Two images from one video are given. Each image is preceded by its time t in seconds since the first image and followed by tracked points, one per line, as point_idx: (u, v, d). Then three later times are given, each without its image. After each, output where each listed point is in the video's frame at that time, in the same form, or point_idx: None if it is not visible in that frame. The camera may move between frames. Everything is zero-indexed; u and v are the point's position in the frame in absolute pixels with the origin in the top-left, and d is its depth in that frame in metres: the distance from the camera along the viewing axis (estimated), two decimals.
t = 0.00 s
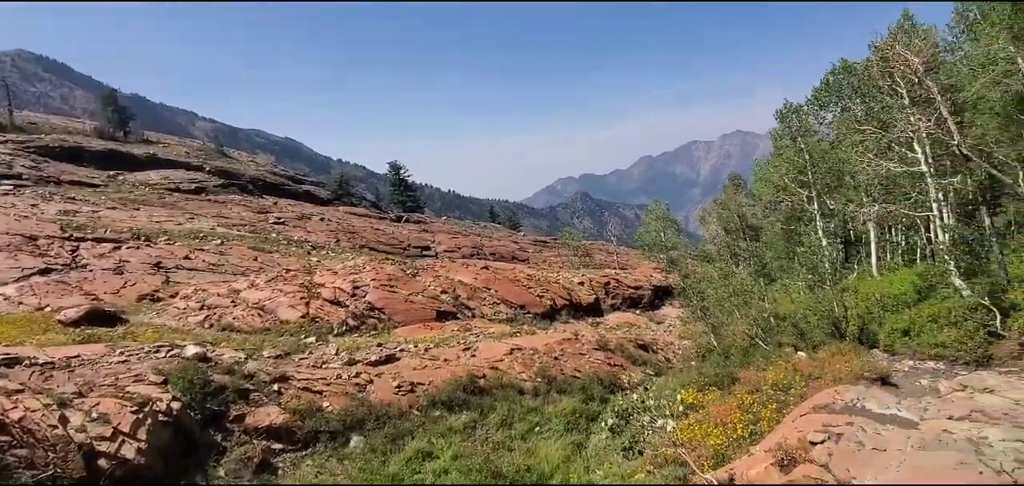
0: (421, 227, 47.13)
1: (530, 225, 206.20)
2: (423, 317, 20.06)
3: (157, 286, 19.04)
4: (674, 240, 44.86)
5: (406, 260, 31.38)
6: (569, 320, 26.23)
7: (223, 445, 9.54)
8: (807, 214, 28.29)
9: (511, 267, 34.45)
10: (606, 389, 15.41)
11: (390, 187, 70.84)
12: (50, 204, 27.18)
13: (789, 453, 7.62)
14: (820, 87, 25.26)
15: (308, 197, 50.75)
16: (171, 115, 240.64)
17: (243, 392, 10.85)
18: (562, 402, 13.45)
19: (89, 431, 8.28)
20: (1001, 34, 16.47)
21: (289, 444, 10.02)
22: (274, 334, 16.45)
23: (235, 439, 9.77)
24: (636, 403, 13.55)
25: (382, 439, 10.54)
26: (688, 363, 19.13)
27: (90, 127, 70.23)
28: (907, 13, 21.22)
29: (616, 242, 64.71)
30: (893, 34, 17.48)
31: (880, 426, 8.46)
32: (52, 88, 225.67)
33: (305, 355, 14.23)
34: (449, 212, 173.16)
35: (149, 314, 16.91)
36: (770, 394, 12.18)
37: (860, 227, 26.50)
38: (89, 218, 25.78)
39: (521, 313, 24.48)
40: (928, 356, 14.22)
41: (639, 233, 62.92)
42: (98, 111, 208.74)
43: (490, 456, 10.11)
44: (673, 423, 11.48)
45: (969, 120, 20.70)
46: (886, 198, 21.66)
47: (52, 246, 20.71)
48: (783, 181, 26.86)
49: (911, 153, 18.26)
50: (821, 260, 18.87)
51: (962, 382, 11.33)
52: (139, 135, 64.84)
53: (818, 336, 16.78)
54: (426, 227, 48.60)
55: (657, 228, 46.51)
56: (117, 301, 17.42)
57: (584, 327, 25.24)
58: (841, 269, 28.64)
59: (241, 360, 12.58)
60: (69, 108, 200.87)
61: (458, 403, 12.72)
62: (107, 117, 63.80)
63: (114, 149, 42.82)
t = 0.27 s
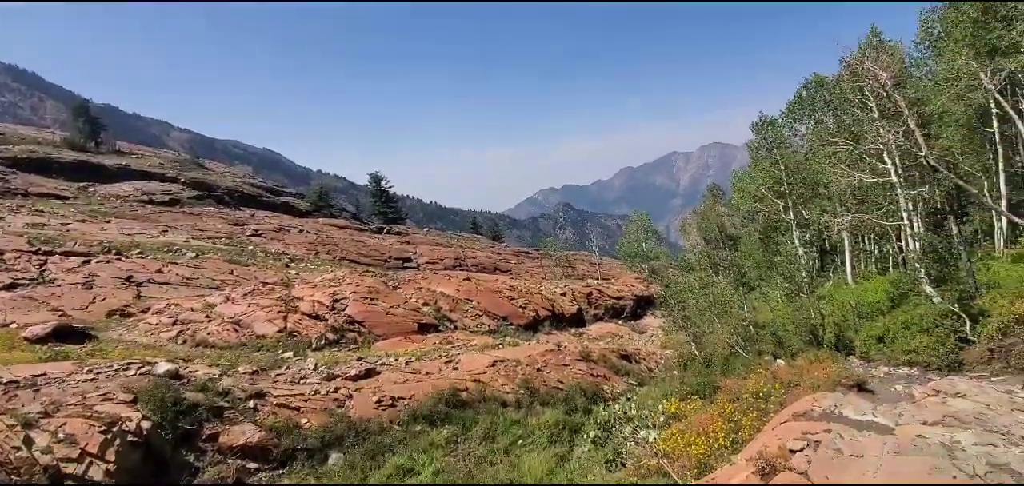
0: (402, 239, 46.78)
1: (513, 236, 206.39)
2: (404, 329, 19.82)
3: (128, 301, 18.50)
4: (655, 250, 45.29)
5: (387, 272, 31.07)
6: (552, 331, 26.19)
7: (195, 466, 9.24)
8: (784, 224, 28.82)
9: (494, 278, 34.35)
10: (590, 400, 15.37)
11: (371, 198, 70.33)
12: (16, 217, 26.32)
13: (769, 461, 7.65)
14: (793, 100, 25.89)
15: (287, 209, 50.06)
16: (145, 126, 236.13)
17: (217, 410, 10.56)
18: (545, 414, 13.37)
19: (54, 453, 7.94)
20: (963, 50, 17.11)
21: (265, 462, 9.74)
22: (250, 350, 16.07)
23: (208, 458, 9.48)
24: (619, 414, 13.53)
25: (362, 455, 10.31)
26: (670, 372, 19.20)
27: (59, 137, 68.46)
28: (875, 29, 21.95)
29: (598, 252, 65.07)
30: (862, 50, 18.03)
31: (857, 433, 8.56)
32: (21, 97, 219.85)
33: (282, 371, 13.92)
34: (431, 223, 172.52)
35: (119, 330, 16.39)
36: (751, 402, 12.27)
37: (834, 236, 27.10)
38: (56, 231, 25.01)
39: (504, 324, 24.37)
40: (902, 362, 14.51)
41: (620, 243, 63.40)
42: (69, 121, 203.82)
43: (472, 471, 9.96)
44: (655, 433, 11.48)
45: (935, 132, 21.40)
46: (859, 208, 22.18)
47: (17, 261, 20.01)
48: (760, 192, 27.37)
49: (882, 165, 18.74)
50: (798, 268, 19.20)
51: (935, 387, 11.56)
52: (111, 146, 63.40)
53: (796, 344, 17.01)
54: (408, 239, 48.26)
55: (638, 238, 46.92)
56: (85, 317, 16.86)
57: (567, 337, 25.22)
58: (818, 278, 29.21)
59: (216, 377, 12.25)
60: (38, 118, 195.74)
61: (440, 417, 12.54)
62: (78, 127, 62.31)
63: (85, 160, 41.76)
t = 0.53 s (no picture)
0: (385, 249, 46.43)
1: (497, 245, 206.32)
2: (387, 341, 19.59)
3: (100, 314, 18.00)
4: (638, 259, 45.62)
5: (369, 282, 30.75)
6: (536, 341, 26.13)
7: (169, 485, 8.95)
8: (764, 232, 29.25)
9: (478, 287, 34.23)
10: (574, 409, 15.32)
11: (353, 208, 69.77)
12: None
13: (751, 468, 7.66)
14: (771, 111, 26.43)
15: (267, 219, 49.38)
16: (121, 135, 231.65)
17: (192, 426, 10.28)
18: (529, 425, 13.27)
19: (21, 473, 7.61)
20: (931, 63, 17.66)
21: (243, 479, 9.48)
22: (228, 364, 15.72)
23: (182, 477, 9.19)
24: (603, 424, 13.49)
25: (343, 470, 10.10)
26: (654, 381, 19.25)
27: (30, 146, 66.77)
28: (848, 43, 22.55)
29: (582, 261, 65.34)
30: (835, 63, 18.51)
31: (837, 438, 8.63)
32: None
33: (260, 385, 13.63)
34: (415, 233, 171.70)
35: (90, 345, 15.91)
36: (734, 409, 12.34)
37: (812, 243, 27.59)
38: (25, 243, 24.28)
39: (488, 334, 24.24)
40: (879, 367, 14.74)
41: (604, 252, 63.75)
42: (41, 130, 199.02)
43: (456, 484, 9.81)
44: (639, 443, 11.47)
45: (906, 143, 22.00)
46: (836, 216, 22.63)
47: None
48: (741, 200, 27.78)
49: (857, 174, 19.15)
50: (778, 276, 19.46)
51: (911, 391, 11.77)
52: (85, 156, 61.98)
53: (777, 351, 17.20)
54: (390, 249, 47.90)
55: (621, 247, 47.23)
56: (55, 331, 16.34)
57: (551, 346, 25.19)
58: (797, 285, 29.68)
59: (191, 392, 11.94)
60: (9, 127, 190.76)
61: (423, 430, 12.36)
62: (50, 136, 60.88)
63: (57, 170, 40.74)
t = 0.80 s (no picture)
0: (367, 255, 46.00)
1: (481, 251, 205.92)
2: (368, 349, 19.36)
3: (71, 324, 17.47)
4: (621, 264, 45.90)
5: (351, 290, 30.39)
6: (520, 347, 26.07)
7: None
8: (744, 237, 29.64)
9: (461, 294, 34.06)
10: (558, 415, 15.28)
11: (335, 214, 69.05)
12: None
13: (733, 471, 7.70)
14: (749, 118, 26.92)
15: (245, 226, 48.59)
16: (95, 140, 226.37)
17: (167, 439, 10.00)
18: (513, 432, 13.19)
19: None
20: (902, 73, 18.18)
21: None
22: (204, 374, 15.36)
23: None
24: (587, 430, 13.47)
25: (324, 480, 9.91)
26: (637, 385, 19.30)
27: None
28: (822, 52, 23.09)
29: (565, 267, 65.52)
30: (810, 71, 18.93)
31: (816, 440, 8.72)
32: None
33: (237, 395, 13.34)
34: (398, 239, 170.53)
35: (61, 356, 15.42)
36: (716, 412, 12.43)
37: (790, 247, 28.07)
38: None
39: (472, 341, 24.11)
40: (856, 369, 14.99)
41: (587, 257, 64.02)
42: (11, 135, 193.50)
43: None
44: (622, 448, 11.48)
45: (880, 149, 22.55)
46: (813, 221, 23.05)
47: None
48: (721, 206, 28.14)
49: (832, 180, 19.56)
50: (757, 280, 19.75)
51: (887, 392, 12.00)
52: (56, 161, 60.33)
53: (757, 354, 17.40)
54: (372, 255, 47.47)
55: (604, 252, 47.46)
56: (23, 342, 15.80)
57: (535, 352, 25.15)
58: (776, 288, 30.14)
59: (166, 404, 11.63)
60: None
61: (406, 438, 12.20)
62: (19, 141, 59.25)
63: (26, 176, 39.62)
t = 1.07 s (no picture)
0: (344, 259, 45.40)
1: (462, 254, 205.40)
2: (346, 354, 19.08)
3: (34, 331, 16.83)
4: (601, 266, 46.19)
5: (328, 294, 29.95)
6: (501, 350, 26.01)
7: None
8: (721, 239, 30.08)
9: (441, 297, 33.84)
10: (539, 418, 15.26)
11: (311, 217, 68.05)
12: None
13: (710, 471, 7.75)
14: (726, 122, 27.40)
15: (219, 230, 47.57)
16: (61, 142, 219.21)
17: (136, 449, 9.71)
18: (493, 435, 13.13)
19: None
20: (871, 79, 18.68)
21: None
22: (175, 381, 14.95)
23: None
24: (567, 433, 13.46)
25: None
26: (617, 387, 19.41)
27: None
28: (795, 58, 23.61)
29: (546, 269, 65.68)
30: (783, 77, 19.33)
31: (791, 438, 8.83)
32: None
33: (209, 404, 13.00)
34: (377, 242, 168.85)
35: (22, 365, 14.83)
36: (694, 412, 12.56)
37: (765, 249, 28.60)
38: None
39: (452, 344, 23.96)
40: (829, 368, 15.33)
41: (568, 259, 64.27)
42: None
43: None
44: (601, 450, 11.49)
45: (850, 153, 23.14)
46: (787, 224, 23.52)
47: None
48: (699, 208, 28.55)
49: (805, 183, 20.01)
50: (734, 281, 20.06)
51: (859, 390, 12.27)
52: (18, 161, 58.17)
53: (734, 354, 17.66)
54: (351, 259, 46.88)
55: (584, 254, 47.71)
56: None
57: (515, 355, 25.10)
58: (752, 289, 30.68)
59: (135, 413, 11.29)
60: None
61: (384, 444, 12.04)
62: None
63: None
